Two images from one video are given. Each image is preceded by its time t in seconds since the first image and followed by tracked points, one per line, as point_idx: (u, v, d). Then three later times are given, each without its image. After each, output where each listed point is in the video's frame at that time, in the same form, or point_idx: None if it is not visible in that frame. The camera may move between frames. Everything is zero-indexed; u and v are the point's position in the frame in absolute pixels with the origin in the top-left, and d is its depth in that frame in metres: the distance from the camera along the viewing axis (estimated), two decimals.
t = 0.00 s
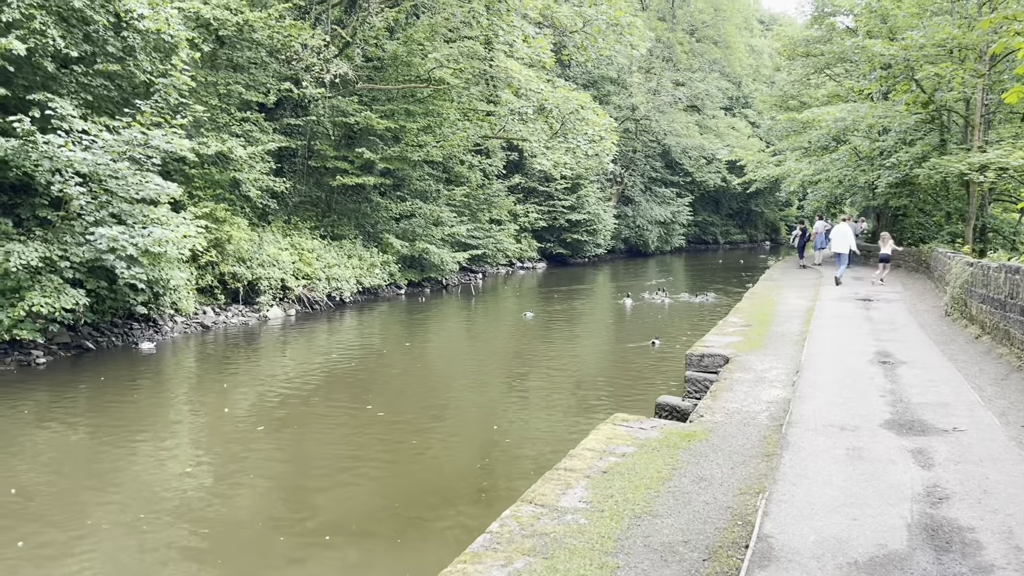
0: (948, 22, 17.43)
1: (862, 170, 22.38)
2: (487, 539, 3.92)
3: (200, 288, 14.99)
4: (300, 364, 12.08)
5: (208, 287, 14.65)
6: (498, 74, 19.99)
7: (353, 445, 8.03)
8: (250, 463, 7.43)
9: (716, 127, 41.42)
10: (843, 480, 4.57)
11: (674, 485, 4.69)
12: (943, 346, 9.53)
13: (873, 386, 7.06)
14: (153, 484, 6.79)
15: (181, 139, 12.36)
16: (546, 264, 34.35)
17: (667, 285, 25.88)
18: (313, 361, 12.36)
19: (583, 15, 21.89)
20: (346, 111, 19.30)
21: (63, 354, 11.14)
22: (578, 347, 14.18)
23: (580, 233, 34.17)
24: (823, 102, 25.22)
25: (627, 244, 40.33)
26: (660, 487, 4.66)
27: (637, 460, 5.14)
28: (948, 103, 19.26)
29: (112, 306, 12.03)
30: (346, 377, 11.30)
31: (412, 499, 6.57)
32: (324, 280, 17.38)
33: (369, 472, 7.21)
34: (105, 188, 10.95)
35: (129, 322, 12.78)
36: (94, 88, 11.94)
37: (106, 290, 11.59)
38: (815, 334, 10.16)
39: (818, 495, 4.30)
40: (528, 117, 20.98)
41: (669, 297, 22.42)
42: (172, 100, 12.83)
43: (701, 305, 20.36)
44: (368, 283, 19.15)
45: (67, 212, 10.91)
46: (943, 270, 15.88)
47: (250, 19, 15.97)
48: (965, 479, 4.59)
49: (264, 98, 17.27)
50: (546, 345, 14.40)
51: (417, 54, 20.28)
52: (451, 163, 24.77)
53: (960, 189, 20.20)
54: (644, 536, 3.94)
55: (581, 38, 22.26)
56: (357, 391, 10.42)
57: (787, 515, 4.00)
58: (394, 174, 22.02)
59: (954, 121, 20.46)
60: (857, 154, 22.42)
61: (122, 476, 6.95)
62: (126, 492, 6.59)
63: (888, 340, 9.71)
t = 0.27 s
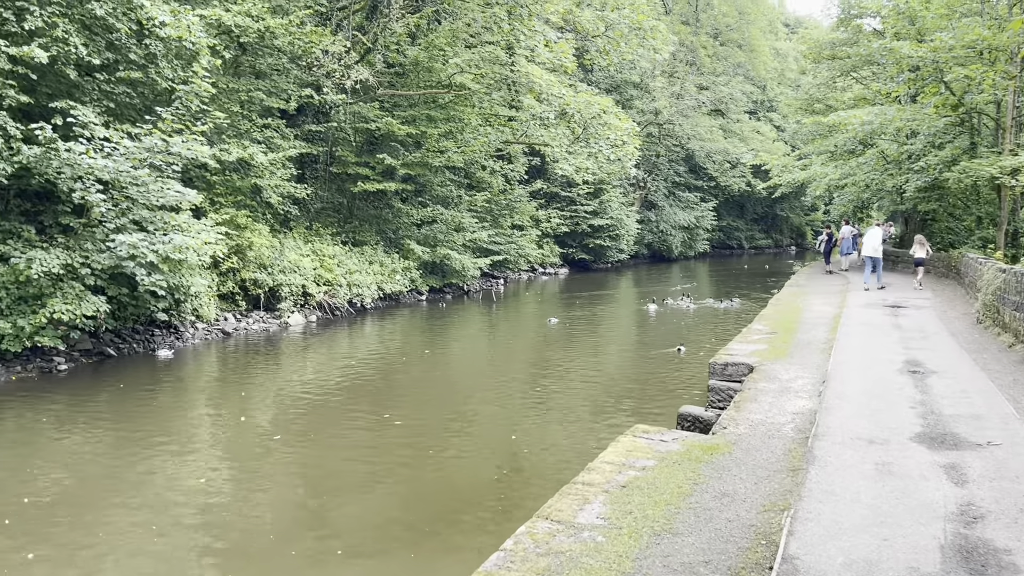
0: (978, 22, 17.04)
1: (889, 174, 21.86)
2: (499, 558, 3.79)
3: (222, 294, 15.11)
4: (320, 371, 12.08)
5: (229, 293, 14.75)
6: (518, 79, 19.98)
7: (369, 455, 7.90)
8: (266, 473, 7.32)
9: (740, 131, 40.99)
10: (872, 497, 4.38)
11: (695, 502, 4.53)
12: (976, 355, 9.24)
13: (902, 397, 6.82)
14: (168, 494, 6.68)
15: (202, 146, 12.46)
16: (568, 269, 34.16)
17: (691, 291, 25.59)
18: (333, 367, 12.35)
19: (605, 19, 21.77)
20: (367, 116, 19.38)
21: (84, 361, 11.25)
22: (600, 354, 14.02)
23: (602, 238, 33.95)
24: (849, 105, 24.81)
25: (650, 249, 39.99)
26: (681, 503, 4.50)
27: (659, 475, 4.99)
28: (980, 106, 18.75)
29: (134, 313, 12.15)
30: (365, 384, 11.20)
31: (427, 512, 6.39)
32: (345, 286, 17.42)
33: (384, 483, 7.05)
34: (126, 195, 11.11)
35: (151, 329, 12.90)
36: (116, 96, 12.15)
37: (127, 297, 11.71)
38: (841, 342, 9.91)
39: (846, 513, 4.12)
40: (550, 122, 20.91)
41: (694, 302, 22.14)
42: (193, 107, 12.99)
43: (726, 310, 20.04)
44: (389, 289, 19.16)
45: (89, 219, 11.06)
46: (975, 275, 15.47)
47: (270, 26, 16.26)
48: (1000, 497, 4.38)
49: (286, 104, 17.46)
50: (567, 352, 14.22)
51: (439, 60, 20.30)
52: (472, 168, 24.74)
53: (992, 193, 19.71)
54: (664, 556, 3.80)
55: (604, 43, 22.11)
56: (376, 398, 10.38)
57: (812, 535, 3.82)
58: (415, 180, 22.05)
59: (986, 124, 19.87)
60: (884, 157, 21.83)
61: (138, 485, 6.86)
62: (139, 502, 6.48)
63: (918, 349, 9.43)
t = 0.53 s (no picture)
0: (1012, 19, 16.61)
1: (919, 175, 21.11)
2: (517, 569, 3.69)
3: (247, 297, 15.25)
4: (342, 374, 12.09)
5: (254, 296, 14.87)
6: (542, 82, 19.93)
7: (389, 459, 7.83)
8: (287, 476, 7.30)
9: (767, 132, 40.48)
10: (903, 509, 4.21)
11: (718, 512, 4.40)
12: (1013, 360, 8.94)
13: (934, 404, 6.61)
14: (188, 498, 6.66)
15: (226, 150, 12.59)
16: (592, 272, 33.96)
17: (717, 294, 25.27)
18: (355, 371, 12.36)
19: (629, 21, 21.59)
20: (390, 119, 19.47)
21: (110, 364, 11.42)
22: (624, 358, 13.87)
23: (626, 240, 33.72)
24: (879, 105, 24.24)
25: (676, 252, 39.62)
26: (705, 514, 4.38)
27: (682, 483, 4.86)
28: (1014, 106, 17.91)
29: (159, 317, 12.31)
30: (387, 388, 11.18)
31: (445, 519, 6.28)
32: (368, 289, 17.47)
33: (403, 488, 6.96)
34: (150, 199, 11.26)
35: (175, 332, 13.05)
36: (141, 101, 12.39)
37: (152, 300, 11.86)
38: (871, 346, 9.67)
39: (876, 525, 3.97)
40: (573, 124, 20.84)
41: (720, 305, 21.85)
42: (216, 112, 13.16)
43: (753, 313, 19.73)
44: (412, 292, 19.17)
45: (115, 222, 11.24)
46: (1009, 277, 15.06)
47: (294, 29, 16.28)
48: None
49: (310, 107, 17.69)
50: (591, 355, 14.08)
51: (462, 63, 20.30)
52: (495, 171, 24.72)
53: None
54: (686, 569, 3.69)
55: (628, 44, 21.89)
56: (399, 402, 10.36)
57: (842, 548, 3.68)
58: (438, 184, 22.08)
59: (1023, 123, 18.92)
60: (913, 158, 21.13)
61: (159, 488, 6.86)
62: (159, 506, 6.46)
63: (951, 353, 9.16)
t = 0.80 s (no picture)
0: None
1: (959, 173, 20.37)
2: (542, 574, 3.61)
3: (279, 298, 15.44)
4: (372, 374, 12.14)
5: (285, 297, 15.04)
6: (572, 80, 19.85)
7: (416, 460, 7.79)
8: (318, 475, 7.35)
9: (802, 130, 39.76)
10: (941, 516, 4.05)
11: (749, 518, 4.27)
12: None
13: (975, 407, 6.37)
14: (216, 497, 6.68)
15: (256, 151, 12.75)
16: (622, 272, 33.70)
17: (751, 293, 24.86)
18: (385, 371, 12.40)
19: (660, 18, 21.32)
20: (420, 120, 19.54)
21: (143, 363, 11.65)
22: (656, 358, 13.71)
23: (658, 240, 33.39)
24: (915, 102, 23.54)
25: (708, 252, 39.12)
26: (736, 520, 4.25)
27: (713, 488, 4.73)
28: None
29: (192, 317, 12.52)
30: (416, 388, 11.19)
31: (470, 522, 6.20)
32: (398, 289, 17.54)
33: (432, 488, 6.96)
34: (181, 201, 11.48)
35: (208, 332, 13.28)
36: (174, 104, 12.70)
37: (185, 300, 12.08)
38: (910, 348, 9.39)
39: (915, 533, 3.81)
40: (604, 122, 20.74)
41: (754, 305, 21.49)
42: (246, 113, 13.39)
43: (787, 314, 19.36)
44: (442, 293, 19.20)
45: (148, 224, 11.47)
46: None
47: (324, 31, 16.66)
48: None
49: (340, 108, 17.88)
50: (621, 356, 13.93)
51: (491, 62, 20.25)
52: (525, 171, 24.69)
53: None
54: None
55: (658, 42, 21.55)
56: (428, 402, 10.37)
57: (879, 557, 3.53)
58: (467, 184, 22.09)
59: None
60: (952, 157, 20.28)
61: (189, 487, 6.90)
62: (188, 505, 6.48)
63: (992, 355, 8.85)
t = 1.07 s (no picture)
0: None
1: (992, 170, 20.06)
2: None
3: (303, 296, 15.58)
4: (395, 372, 12.19)
5: (309, 295, 15.17)
6: (595, 78, 19.76)
7: (435, 459, 7.78)
8: (339, 472, 7.40)
9: (830, 127, 39.17)
10: (970, 520, 3.93)
11: (770, 520, 4.19)
12: None
13: (1006, 409, 6.20)
14: (238, 493, 6.75)
15: (279, 150, 12.88)
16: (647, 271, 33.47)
17: (777, 292, 24.53)
18: (408, 369, 12.44)
19: (684, 14, 21.11)
20: (443, 118, 19.59)
21: (169, 360, 11.83)
22: (680, 357, 13.60)
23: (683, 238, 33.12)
24: (946, 98, 23.02)
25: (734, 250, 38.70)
26: (757, 522, 4.17)
27: (733, 489, 4.65)
28: None
29: (216, 315, 12.68)
30: (437, 386, 11.21)
31: (487, 521, 6.17)
32: (421, 287, 17.61)
33: (452, 486, 6.97)
34: (206, 199, 11.63)
35: (233, 330, 13.44)
36: (199, 103, 12.89)
37: (209, 298, 12.23)
38: (940, 348, 9.18)
39: (941, 538, 3.70)
40: (627, 120, 20.61)
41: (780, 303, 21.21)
42: (270, 112, 13.53)
43: (814, 312, 19.08)
44: (465, 291, 19.23)
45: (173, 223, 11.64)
46: None
47: (347, 29, 16.82)
48: None
49: (364, 107, 17.99)
50: (644, 355, 13.82)
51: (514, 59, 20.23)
52: (549, 169, 24.64)
53: None
54: None
55: (683, 38, 21.39)
56: (451, 400, 10.40)
57: (903, 562, 3.44)
58: (490, 182, 22.09)
59: None
60: (985, 153, 19.84)
61: (210, 484, 6.97)
62: (209, 501, 6.55)
63: None
